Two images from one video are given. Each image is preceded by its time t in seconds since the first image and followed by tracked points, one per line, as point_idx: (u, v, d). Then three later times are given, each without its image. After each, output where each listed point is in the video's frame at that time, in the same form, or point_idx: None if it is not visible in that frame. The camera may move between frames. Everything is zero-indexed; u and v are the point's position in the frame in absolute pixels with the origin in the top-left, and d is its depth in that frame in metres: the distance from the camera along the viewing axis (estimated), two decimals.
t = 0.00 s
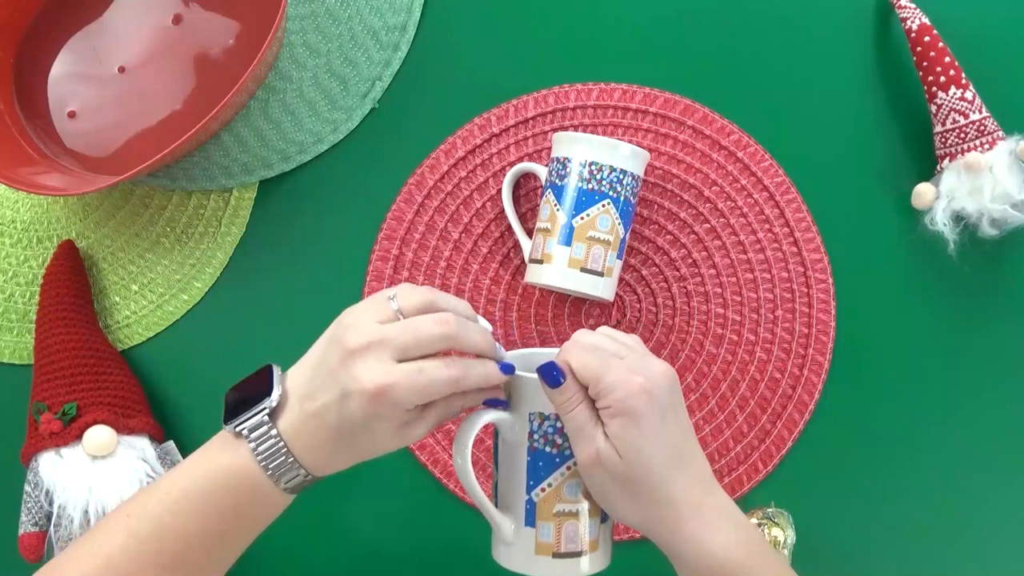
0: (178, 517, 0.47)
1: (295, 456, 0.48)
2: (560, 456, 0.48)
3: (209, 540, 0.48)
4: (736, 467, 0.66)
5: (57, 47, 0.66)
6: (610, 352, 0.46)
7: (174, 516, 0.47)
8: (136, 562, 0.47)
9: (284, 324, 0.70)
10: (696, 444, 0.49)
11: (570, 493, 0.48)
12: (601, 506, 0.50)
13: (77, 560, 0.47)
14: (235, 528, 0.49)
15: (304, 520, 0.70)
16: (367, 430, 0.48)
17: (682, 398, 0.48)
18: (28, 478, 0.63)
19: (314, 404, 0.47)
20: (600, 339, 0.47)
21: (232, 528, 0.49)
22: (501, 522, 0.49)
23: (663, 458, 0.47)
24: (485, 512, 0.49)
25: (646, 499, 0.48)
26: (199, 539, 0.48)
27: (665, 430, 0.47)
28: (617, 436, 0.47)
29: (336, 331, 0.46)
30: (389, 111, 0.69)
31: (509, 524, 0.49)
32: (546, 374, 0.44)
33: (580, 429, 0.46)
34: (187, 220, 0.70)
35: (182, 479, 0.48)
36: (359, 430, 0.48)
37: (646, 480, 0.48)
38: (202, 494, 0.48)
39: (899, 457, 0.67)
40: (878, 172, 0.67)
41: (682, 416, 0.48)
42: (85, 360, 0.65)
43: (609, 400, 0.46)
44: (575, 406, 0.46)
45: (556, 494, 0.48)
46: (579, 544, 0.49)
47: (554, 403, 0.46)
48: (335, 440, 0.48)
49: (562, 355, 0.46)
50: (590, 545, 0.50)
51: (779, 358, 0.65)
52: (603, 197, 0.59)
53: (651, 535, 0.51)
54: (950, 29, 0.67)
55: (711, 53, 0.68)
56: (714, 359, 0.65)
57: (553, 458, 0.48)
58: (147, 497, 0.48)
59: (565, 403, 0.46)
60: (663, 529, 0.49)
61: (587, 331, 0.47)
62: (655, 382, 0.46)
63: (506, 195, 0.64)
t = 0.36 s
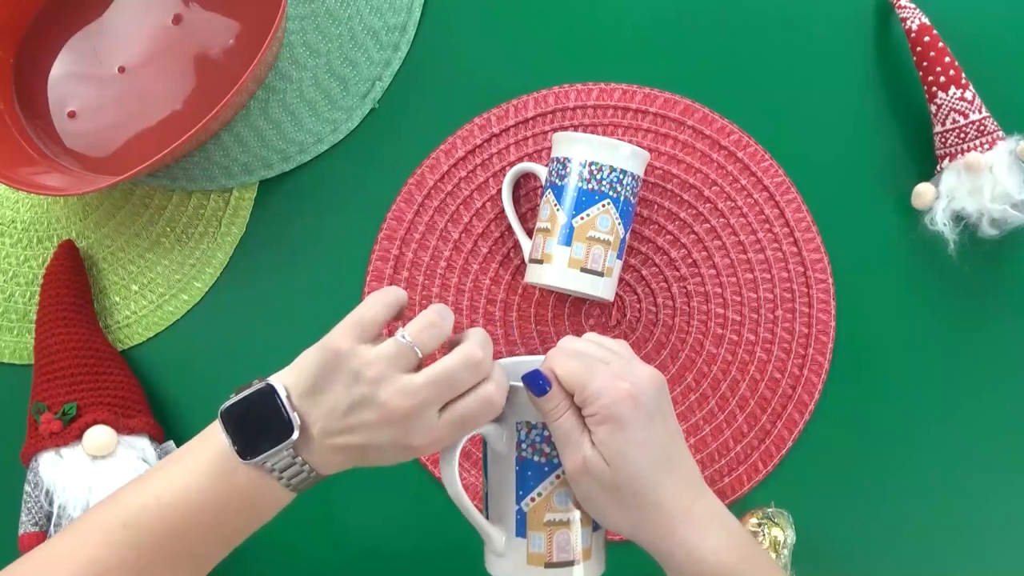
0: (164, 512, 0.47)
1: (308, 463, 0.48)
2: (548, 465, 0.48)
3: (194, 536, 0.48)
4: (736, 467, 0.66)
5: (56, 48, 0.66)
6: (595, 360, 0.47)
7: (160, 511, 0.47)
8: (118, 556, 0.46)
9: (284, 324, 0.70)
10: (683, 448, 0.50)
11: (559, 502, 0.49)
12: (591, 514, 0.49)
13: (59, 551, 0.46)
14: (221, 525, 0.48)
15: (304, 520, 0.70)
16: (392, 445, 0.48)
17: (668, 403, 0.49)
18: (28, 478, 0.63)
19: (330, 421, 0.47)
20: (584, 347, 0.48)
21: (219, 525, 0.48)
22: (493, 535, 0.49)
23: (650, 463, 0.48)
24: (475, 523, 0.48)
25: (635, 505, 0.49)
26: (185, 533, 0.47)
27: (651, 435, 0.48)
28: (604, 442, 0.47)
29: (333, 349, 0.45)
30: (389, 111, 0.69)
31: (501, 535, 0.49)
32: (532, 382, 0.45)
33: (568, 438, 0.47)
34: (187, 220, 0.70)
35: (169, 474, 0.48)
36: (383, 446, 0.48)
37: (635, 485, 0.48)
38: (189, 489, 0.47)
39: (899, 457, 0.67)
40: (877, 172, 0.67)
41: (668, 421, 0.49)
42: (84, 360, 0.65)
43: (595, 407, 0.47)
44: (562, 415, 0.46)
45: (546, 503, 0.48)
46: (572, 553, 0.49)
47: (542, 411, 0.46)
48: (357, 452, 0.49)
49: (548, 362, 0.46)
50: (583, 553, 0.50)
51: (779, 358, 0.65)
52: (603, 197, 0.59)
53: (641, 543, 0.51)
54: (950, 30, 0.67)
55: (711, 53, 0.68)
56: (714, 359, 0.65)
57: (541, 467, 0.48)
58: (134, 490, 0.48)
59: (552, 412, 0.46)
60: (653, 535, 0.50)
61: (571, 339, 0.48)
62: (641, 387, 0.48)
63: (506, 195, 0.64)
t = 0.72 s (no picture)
0: (161, 496, 0.46)
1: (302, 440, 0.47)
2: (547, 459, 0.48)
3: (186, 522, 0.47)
4: (736, 467, 0.66)
5: (56, 48, 0.66)
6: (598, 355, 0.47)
7: (158, 496, 0.46)
8: (112, 542, 0.45)
9: (284, 324, 0.70)
10: (681, 447, 0.50)
11: (559, 496, 0.49)
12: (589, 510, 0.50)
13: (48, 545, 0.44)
14: (213, 511, 0.47)
15: (304, 520, 0.70)
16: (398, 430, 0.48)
17: (668, 400, 0.49)
18: (28, 478, 0.63)
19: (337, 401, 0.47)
20: (588, 343, 0.48)
21: (213, 511, 0.47)
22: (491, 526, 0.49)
23: (648, 460, 0.48)
24: (474, 515, 0.48)
25: (634, 503, 0.49)
26: (182, 523, 0.46)
27: (651, 433, 0.48)
28: (603, 437, 0.47)
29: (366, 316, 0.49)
30: (389, 111, 0.69)
31: (499, 527, 0.49)
32: (533, 376, 0.45)
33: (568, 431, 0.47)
34: (187, 220, 0.70)
35: (167, 460, 0.47)
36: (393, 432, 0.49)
37: (634, 483, 0.48)
38: (189, 473, 0.46)
39: (899, 457, 0.67)
40: (877, 172, 0.67)
41: (667, 419, 0.49)
42: (85, 360, 0.65)
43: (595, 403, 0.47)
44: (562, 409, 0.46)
45: (545, 496, 0.49)
46: (569, 547, 0.49)
47: (542, 404, 0.46)
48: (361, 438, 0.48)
49: (550, 357, 0.47)
50: (580, 548, 0.50)
51: (779, 358, 0.65)
52: (603, 196, 0.59)
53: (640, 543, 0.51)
54: (950, 30, 0.67)
55: (711, 53, 0.68)
56: (714, 359, 0.65)
57: (541, 461, 0.48)
58: (128, 474, 0.47)
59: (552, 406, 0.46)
60: (652, 535, 0.50)
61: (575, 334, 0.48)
62: (641, 384, 0.48)
63: (506, 195, 0.64)
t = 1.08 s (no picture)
0: (138, 474, 0.42)
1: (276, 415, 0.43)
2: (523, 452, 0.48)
3: (166, 500, 0.43)
4: (736, 467, 0.66)
5: (56, 48, 0.66)
6: (568, 351, 0.47)
7: (134, 473, 0.42)
8: (87, 526, 0.41)
9: (284, 324, 0.70)
10: (655, 440, 0.50)
11: (536, 487, 0.49)
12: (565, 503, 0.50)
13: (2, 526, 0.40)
14: (195, 487, 0.43)
15: (304, 519, 0.70)
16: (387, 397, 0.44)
17: (640, 394, 0.49)
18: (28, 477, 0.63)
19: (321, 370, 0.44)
20: (558, 338, 0.47)
21: (188, 493, 0.43)
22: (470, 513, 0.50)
23: (619, 454, 0.48)
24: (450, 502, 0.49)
25: (608, 497, 0.49)
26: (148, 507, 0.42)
27: (623, 426, 0.48)
28: (574, 433, 0.47)
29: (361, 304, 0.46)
30: (389, 112, 0.69)
31: (476, 515, 0.50)
32: (504, 373, 0.45)
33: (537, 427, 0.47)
34: (187, 220, 0.70)
35: (134, 439, 0.43)
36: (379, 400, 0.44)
37: (607, 477, 0.48)
38: (168, 449, 0.43)
39: (899, 457, 0.67)
40: (877, 172, 0.67)
41: (640, 412, 0.49)
42: (84, 360, 0.65)
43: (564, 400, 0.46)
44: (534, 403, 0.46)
45: (522, 488, 0.49)
46: (547, 536, 0.49)
47: (514, 398, 0.46)
48: (352, 406, 0.44)
49: (521, 353, 0.46)
50: (559, 536, 0.50)
51: (779, 358, 0.65)
52: (603, 197, 0.59)
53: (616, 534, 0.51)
54: (950, 30, 0.67)
55: (710, 53, 0.68)
56: (714, 359, 0.65)
57: (517, 453, 0.48)
58: (101, 453, 0.43)
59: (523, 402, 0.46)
60: (627, 527, 0.50)
61: (546, 330, 0.48)
62: (611, 380, 0.47)
63: (506, 195, 0.64)
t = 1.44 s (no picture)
0: (154, 498, 0.42)
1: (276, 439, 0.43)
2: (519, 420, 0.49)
3: (178, 527, 0.42)
4: (736, 467, 0.66)
5: (56, 48, 0.66)
6: (567, 334, 0.46)
7: (149, 497, 0.42)
8: (98, 548, 0.41)
9: (284, 324, 0.70)
10: (651, 426, 0.49)
11: (528, 454, 0.49)
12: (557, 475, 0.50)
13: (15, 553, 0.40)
14: (205, 513, 0.43)
15: (304, 519, 0.70)
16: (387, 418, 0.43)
17: (638, 381, 0.47)
18: (28, 477, 0.63)
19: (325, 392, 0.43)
20: (559, 319, 0.46)
21: (199, 519, 0.43)
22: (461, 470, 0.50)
23: (611, 439, 0.47)
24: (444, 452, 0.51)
25: (600, 480, 0.48)
26: (160, 534, 0.42)
27: (619, 411, 0.47)
28: (568, 416, 0.46)
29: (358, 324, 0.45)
30: (389, 112, 0.69)
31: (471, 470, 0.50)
32: (505, 346, 0.45)
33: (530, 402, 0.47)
34: (187, 220, 0.70)
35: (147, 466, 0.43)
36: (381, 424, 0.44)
37: (599, 461, 0.48)
38: (180, 474, 0.42)
39: (899, 457, 0.67)
40: (877, 171, 0.67)
41: (638, 398, 0.48)
42: (85, 360, 0.65)
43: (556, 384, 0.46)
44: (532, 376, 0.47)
45: (514, 454, 0.49)
46: (534, 501, 0.50)
47: (515, 371, 0.46)
48: (352, 430, 0.43)
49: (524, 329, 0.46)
50: (545, 504, 0.51)
51: (779, 358, 0.65)
52: (603, 197, 0.59)
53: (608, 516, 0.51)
54: (950, 30, 0.67)
55: (710, 53, 0.68)
56: (714, 359, 0.65)
57: (513, 420, 0.49)
58: (113, 479, 0.43)
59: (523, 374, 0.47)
60: (617, 511, 0.49)
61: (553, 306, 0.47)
62: (608, 366, 0.46)
63: (506, 195, 0.64)
